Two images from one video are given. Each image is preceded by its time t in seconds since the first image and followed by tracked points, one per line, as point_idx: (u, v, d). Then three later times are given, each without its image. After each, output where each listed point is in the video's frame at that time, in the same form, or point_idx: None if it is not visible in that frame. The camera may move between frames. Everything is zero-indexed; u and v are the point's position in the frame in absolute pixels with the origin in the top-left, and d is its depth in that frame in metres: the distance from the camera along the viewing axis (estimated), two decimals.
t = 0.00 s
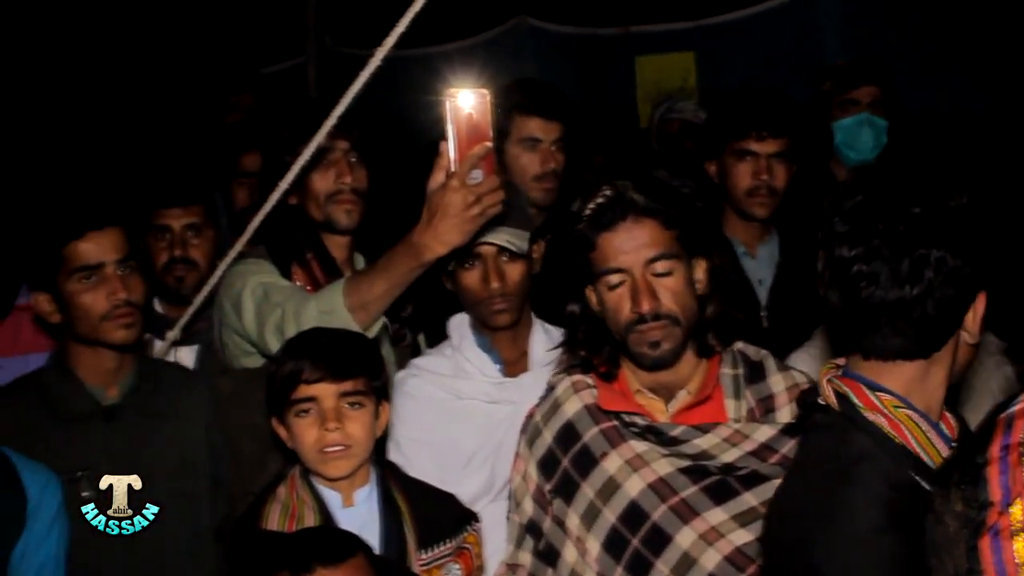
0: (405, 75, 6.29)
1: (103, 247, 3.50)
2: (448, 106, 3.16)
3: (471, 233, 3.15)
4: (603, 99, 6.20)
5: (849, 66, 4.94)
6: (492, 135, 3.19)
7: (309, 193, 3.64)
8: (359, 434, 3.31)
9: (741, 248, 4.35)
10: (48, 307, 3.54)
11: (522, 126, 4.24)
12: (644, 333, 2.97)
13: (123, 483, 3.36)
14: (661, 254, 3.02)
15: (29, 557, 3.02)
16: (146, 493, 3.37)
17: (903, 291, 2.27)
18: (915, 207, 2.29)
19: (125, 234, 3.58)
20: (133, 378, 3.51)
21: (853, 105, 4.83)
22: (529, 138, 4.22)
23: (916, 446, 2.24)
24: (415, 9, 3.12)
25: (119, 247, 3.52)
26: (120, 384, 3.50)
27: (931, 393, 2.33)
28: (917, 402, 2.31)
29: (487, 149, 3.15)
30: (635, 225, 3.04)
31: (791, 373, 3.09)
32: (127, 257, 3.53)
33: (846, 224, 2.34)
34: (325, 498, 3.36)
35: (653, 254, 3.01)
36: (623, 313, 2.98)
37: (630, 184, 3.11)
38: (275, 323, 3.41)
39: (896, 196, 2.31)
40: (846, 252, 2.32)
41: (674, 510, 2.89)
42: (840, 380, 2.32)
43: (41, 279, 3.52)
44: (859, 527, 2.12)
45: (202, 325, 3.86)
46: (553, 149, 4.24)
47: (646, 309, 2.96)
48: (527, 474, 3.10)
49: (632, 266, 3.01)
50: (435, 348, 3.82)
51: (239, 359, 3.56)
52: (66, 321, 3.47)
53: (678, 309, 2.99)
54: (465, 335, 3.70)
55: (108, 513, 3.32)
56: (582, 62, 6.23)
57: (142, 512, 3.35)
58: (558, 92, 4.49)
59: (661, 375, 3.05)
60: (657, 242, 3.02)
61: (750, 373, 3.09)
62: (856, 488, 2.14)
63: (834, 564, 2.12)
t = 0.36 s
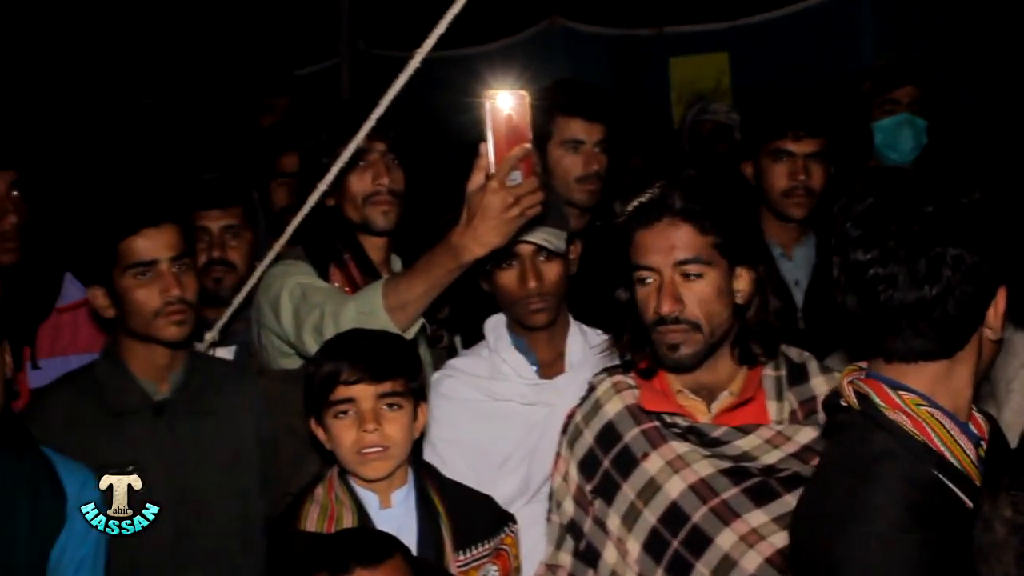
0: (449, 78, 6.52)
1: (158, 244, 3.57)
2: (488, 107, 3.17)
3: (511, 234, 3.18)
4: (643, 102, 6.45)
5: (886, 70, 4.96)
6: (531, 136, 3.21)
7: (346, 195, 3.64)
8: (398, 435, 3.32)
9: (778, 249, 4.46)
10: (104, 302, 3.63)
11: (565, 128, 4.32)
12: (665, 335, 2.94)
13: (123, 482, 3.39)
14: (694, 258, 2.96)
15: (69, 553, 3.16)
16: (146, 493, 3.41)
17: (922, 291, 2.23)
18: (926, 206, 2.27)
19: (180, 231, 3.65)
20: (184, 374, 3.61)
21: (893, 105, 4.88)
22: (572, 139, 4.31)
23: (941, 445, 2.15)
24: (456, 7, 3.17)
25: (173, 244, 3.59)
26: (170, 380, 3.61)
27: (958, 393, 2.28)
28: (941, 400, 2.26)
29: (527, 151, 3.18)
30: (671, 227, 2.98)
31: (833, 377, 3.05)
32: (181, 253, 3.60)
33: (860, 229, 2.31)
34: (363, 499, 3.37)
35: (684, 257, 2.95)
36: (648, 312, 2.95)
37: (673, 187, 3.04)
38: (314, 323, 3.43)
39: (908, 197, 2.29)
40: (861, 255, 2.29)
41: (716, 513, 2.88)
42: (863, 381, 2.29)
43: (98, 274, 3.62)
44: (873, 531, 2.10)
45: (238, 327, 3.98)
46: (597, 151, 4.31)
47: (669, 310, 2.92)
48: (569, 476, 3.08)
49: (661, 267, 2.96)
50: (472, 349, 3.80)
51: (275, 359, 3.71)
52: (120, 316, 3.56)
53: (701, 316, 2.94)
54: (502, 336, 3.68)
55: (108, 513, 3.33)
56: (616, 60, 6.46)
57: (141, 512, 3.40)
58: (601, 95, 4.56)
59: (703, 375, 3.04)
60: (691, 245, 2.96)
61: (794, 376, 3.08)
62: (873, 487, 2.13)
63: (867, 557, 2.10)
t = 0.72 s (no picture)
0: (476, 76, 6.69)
1: (192, 245, 3.58)
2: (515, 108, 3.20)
3: (538, 236, 3.19)
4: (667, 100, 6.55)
5: (912, 76, 4.98)
6: (559, 138, 3.22)
7: (374, 196, 3.68)
8: (424, 437, 3.32)
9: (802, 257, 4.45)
10: (138, 300, 3.65)
11: (590, 130, 4.33)
12: (690, 336, 2.94)
13: (123, 484, 3.37)
14: (725, 262, 2.95)
15: (93, 553, 3.27)
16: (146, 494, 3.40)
17: (919, 302, 2.25)
18: (924, 216, 2.30)
19: (216, 232, 3.67)
20: (213, 374, 3.64)
21: (925, 106, 4.92)
22: (597, 141, 4.31)
23: (939, 456, 2.21)
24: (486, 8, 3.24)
25: (210, 246, 3.61)
26: (201, 379, 3.64)
27: (966, 401, 2.31)
28: (948, 411, 2.30)
29: (554, 154, 3.17)
30: (706, 230, 2.97)
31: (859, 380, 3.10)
32: (217, 256, 3.62)
33: (866, 236, 2.36)
34: (388, 502, 3.38)
35: (714, 260, 2.94)
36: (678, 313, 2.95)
37: (710, 189, 3.03)
38: (340, 324, 3.45)
39: (908, 206, 2.33)
40: (863, 263, 2.34)
41: (746, 516, 2.89)
42: (868, 390, 2.35)
43: (129, 272, 3.64)
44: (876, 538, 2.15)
45: (266, 327, 4.02)
46: (621, 154, 4.32)
47: (698, 313, 2.92)
48: (598, 479, 3.10)
49: (691, 268, 2.95)
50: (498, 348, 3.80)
51: (302, 359, 3.76)
52: (154, 315, 3.58)
53: (727, 320, 2.93)
54: (527, 338, 3.68)
55: (109, 514, 3.31)
56: (635, 61, 6.58)
57: (144, 512, 3.38)
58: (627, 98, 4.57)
59: (734, 377, 3.04)
60: (722, 249, 2.95)
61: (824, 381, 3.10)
62: (872, 494, 2.18)
63: (907, 564, 2.12)
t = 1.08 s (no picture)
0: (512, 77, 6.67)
1: (226, 247, 3.58)
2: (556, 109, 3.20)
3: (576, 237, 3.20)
4: (702, 90, 6.51)
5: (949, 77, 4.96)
6: (598, 138, 3.22)
7: (414, 196, 3.71)
8: (463, 436, 3.32)
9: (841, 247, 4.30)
10: (171, 301, 3.65)
11: (620, 129, 4.31)
12: (735, 336, 2.97)
13: (123, 483, 3.35)
14: (770, 263, 2.98)
15: (133, 551, 3.31)
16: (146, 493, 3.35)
17: (939, 306, 2.30)
18: (941, 221, 2.34)
19: (248, 233, 3.67)
20: (247, 373, 3.64)
21: (965, 104, 4.99)
22: (628, 141, 4.30)
23: (961, 460, 2.24)
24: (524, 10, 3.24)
25: (242, 247, 3.61)
26: (236, 376, 3.63)
27: (991, 404, 2.34)
28: (973, 412, 2.32)
29: (594, 155, 3.18)
30: (754, 230, 3.00)
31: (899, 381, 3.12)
32: (249, 256, 3.62)
33: (890, 238, 2.41)
34: (427, 499, 3.40)
35: (760, 262, 2.98)
36: (723, 312, 2.98)
37: (757, 192, 3.08)
38: (378, 324, 3.47)
39: (930, 211, 2.37)
40: (885, 265, 2.39)
41: (788, 516, 2.90)
42: (894, 389, 2.40)
43: (163, 272, 3.65)
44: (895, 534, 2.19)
45: (303, 326, 4.04)
46: (654, 152, 4.30)
47: (742, 313, 2.95)
48: (639, 477, 3.16)
49: (737, 269, 2.99)
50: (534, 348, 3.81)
51: (340, 357, 3.78)
52: (187, 315, 3.58)
53: (772, 322, 2.95)
54: (564, 337, 3.68)
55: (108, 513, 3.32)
56: (671, 60, 6.53)
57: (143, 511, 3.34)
58: (662, 97, 4.56)
59: (778, 377, 3.07)
60: (769, 251, 2.99)
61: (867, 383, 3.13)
62: (885, 495, 2.23)
63: (922, 564, 2.16)
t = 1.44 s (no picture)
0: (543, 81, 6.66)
1: (256, 245, 3.64)
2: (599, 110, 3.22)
3: (620, 237, 3.20)
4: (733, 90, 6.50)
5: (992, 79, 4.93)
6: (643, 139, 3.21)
7: (457, 195, 3.76)
8: (507, 435, 3.33)
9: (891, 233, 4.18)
10: (204, 303, 3.70)
11: (657, 128, 4.31)
12: (785, 336, 3.00)
13: (123, 483, 3.33)
14: (822, 264, 3.02)
15: (177, 546, 3.30)
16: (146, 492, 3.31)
17: (995, 313, 2.20)
18: (981, 227, 2.28)
19: (275, 232, 3.72)
20: (287, 369, 3.68)
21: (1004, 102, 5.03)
22: (664, 139, 4.30)
23: None
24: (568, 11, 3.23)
25: (271, 245, 3.66)
26: (277, 373, 3.67)
27: None
28: None
29: (639, 155, 3.15)
30: (804, 231, 3.06)
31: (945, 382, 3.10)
32: (278, 255, 3.67)
33: (923, 263, 2.34)
34: (471, 498, 3.41)
35: (811, 263, 3.02)
36: (773, 312, 3.02)
37: (809, 193, 3.13)
38: (422, 324, 3.48)
39: (963, 221, 2.31)
40: (927, 286, 2.30)
41: (836, 516, 2.95)
42: (938, 399, 2.27)
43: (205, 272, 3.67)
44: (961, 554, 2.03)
45: (345, 325, 4.06)
46: (688, 150, 4.29)
47: (793, 313, 2.99)
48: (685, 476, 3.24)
49: (789, 270, 3.04)
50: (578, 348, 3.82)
51: (383, 355, 3.74)
52: (221, 315, 3.62)
53: (822, 322, 2.99)
54: (608, 338, 3.70)
55: (109, 513, 3.29)
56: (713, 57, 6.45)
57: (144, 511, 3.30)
58: (702, 97, 4.55)
59: (828, 377, 3.13)
60: (820, 252, 3.03)
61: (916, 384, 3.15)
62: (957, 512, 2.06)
63: None
